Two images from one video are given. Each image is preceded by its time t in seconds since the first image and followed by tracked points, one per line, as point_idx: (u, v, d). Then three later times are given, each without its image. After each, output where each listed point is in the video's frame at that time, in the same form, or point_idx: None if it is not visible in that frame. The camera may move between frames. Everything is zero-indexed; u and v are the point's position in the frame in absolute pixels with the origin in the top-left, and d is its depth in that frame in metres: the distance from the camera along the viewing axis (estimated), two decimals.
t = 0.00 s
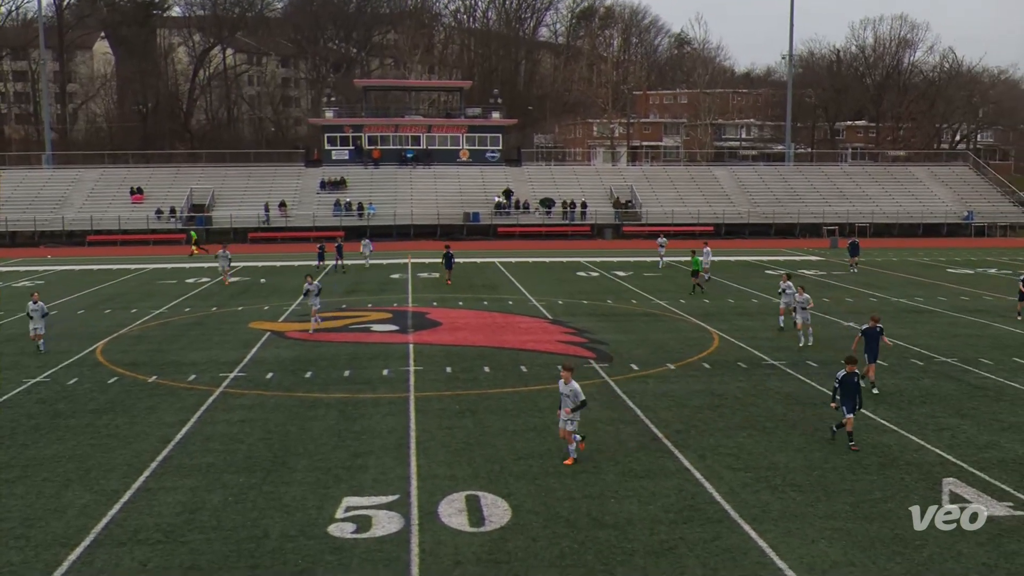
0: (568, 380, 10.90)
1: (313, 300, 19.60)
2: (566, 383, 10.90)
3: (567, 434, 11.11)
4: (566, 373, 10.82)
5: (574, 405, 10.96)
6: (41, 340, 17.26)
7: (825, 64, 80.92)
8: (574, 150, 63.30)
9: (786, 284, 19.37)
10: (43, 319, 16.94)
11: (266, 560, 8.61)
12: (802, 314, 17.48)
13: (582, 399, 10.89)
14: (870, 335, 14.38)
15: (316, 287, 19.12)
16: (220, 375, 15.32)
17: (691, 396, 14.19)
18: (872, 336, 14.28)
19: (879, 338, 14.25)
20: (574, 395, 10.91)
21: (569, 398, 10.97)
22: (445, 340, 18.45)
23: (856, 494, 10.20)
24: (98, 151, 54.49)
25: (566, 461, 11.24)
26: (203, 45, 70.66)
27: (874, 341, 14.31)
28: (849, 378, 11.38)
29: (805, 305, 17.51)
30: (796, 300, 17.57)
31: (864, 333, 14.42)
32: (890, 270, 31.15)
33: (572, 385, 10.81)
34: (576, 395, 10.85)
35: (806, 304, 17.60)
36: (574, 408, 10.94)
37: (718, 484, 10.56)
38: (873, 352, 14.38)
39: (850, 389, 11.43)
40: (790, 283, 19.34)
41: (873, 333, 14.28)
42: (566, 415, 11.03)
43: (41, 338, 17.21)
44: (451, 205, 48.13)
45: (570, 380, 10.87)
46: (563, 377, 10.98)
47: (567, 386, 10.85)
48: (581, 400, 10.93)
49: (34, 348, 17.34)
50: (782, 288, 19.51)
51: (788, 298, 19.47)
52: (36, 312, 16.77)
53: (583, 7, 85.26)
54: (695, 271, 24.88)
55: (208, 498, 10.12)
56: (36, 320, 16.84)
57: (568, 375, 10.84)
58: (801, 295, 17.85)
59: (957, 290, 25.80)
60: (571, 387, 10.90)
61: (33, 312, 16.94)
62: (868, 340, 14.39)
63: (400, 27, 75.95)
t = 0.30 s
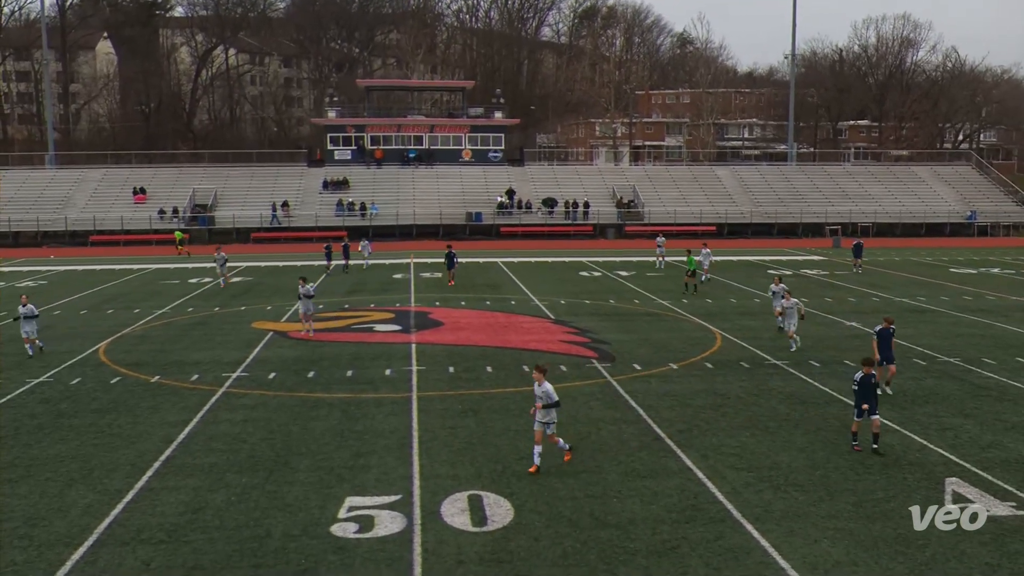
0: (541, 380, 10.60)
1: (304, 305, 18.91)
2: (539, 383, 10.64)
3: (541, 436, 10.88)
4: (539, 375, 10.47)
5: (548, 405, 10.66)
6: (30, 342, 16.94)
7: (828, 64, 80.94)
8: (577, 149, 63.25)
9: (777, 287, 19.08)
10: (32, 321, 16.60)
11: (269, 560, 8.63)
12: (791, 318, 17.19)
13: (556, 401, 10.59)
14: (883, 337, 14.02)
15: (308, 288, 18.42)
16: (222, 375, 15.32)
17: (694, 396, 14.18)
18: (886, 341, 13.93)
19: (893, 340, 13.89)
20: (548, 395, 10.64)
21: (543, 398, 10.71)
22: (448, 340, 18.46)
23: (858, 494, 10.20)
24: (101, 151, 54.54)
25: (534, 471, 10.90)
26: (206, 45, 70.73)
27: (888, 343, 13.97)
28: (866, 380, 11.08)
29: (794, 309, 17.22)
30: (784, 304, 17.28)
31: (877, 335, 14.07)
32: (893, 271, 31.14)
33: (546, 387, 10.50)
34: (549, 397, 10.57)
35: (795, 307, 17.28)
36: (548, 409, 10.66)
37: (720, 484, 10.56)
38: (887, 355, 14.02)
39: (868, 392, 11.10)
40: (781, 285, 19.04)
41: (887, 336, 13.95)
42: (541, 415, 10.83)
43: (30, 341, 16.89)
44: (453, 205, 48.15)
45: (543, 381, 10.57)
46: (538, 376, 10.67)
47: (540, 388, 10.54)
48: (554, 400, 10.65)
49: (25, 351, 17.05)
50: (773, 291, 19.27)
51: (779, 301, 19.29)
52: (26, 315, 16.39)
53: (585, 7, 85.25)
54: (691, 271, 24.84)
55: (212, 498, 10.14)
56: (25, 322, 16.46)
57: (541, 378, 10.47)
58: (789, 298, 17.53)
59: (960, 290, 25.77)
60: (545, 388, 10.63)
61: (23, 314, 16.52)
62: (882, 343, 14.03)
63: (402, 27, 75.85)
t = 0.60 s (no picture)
0: (508, 384, 10.39)
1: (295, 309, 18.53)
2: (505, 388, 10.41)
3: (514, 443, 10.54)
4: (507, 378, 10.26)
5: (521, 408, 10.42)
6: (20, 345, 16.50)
7: (828, 63, 80.99)
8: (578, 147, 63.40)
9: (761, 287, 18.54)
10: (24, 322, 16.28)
11: (272, 555, 8.69)
12: (770, 321, 16.71)
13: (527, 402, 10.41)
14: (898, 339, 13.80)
15: (298, 292, 18.18)
16: (225, 372, 15.39)
17: (694, 393, 14.23)
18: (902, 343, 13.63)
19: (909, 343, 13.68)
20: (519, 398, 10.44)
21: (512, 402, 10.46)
22: (449, 337, 18.51)
23: (857, 491, 10.25)
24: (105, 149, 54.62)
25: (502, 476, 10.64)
26: (209, 44, 70.82)
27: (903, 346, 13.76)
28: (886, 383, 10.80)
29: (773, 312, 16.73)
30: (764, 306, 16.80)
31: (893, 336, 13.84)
32: (892, 268, 31.19)
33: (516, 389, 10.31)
34: (520, 399, 10.36)
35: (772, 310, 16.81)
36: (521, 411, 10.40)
37: (720, 480, 10.62)
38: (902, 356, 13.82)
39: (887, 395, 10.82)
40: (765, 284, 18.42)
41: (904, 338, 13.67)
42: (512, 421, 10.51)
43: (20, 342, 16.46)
44: (455, 203, 48.21)
45: (509, 383, 10.37)
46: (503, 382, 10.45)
47: (510, 391, 10.30)
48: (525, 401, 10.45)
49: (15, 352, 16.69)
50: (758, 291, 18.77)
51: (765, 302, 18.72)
52: (15, 315, 16.10)
53: (585, 6, 85.41)
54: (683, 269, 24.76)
55: (215, 494, 10.20)
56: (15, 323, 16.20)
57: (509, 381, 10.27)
58: (770, 300, 17.01)
59: (959, 287, 25.80)
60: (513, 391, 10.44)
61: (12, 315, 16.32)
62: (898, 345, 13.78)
63: (404, 26, 75.85)
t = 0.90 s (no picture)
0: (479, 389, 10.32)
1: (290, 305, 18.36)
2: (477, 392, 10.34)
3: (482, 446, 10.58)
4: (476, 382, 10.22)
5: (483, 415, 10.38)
6: (14, 343, 16.16)
7: (824, 64, 81.11)
8: (579, 147, 63.68)
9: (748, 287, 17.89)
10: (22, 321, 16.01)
11: (278, 547, 8.89)
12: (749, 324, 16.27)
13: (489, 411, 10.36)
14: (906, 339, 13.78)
15: (294, 288, 18.15)
16: (233, 367, 15.60)
17: (694, 388, 14.43)
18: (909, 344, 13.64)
19: (917, 344, 13.65)
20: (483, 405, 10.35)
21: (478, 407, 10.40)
22: (453, 333, 18.70)
23: (854, 485, 10.44)
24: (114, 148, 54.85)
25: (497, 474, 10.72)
26: (217, 45, 71.09)
27: (912, 346, 13.74)
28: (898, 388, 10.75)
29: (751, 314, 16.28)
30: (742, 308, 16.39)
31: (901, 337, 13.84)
32: (887, 265, 31.42)
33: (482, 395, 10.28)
34: (485, 406, 10.30)
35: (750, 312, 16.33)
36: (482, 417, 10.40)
37: (719, 474, 10.81)
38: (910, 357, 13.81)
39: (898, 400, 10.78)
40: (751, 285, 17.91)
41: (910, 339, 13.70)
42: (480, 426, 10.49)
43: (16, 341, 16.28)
44: (458, 202, 48.39)
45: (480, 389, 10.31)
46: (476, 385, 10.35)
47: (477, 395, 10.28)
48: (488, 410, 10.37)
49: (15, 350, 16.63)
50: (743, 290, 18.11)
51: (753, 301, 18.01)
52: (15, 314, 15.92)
53: (587, 8, 85.55)
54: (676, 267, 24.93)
55: (224, 487, 10.40)
56: (12, 321, 15.82)
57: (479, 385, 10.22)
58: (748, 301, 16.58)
59: (955, 285, 26.00)
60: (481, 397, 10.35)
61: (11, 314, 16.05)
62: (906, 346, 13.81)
63: (409, 27, 76.01)
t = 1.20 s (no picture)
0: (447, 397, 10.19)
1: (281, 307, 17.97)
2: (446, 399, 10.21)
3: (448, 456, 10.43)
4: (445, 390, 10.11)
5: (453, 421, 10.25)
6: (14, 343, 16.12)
7: (821, 67, 81.20)
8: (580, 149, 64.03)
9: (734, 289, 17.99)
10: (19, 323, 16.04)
11: (286, 541, 9.11)
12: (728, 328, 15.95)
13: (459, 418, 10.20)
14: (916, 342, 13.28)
15: (286, 290, 17.86)
16: (241, 364, 15.82)
17: (694, 385, 14.64)
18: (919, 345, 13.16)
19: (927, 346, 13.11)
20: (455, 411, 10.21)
21: (449, 414, 10.26)
22: (457, 332, 18.89)
23: (851, 480, 10.64)
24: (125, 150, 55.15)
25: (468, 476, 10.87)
26: (225, 49, 71.48)
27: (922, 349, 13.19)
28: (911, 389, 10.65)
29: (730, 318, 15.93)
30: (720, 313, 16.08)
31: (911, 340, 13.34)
32: (883, 265, 31.67)
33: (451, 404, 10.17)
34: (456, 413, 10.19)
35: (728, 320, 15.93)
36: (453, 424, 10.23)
37: (718, 470, 11.01)
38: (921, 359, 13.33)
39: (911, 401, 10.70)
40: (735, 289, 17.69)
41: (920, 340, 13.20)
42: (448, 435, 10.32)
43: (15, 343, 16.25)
44: (462, 203, 48.58)
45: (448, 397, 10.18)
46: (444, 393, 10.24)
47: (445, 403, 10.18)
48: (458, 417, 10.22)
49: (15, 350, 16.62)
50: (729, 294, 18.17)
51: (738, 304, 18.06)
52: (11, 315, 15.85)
53: (589, 12, 85.71)
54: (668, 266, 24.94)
55: (232, 482, 10.61)
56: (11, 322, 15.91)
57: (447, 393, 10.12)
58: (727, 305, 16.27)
59: (951, 284, 26.19)
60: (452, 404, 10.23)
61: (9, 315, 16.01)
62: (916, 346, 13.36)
63: (413, 30, 76.49)
